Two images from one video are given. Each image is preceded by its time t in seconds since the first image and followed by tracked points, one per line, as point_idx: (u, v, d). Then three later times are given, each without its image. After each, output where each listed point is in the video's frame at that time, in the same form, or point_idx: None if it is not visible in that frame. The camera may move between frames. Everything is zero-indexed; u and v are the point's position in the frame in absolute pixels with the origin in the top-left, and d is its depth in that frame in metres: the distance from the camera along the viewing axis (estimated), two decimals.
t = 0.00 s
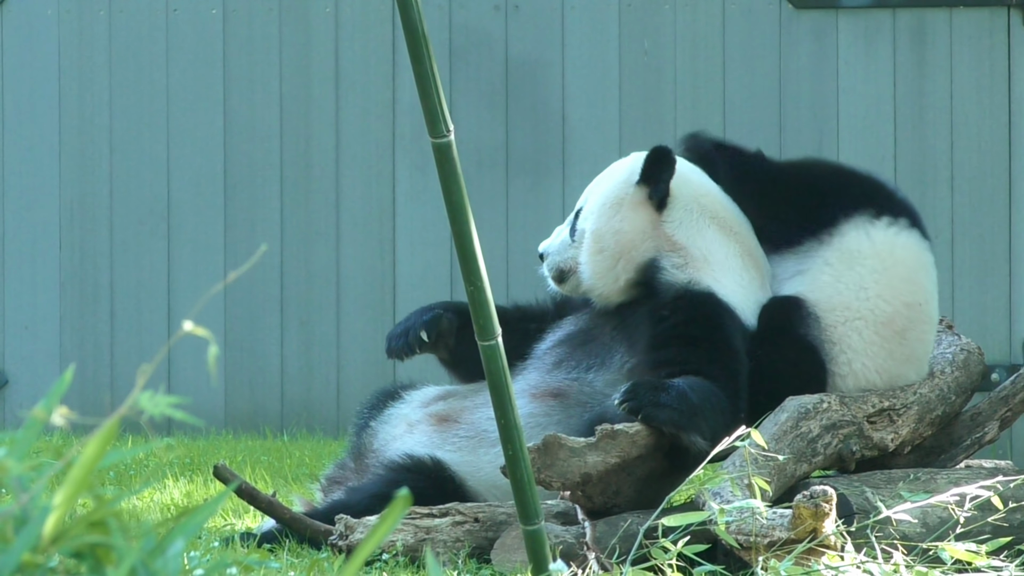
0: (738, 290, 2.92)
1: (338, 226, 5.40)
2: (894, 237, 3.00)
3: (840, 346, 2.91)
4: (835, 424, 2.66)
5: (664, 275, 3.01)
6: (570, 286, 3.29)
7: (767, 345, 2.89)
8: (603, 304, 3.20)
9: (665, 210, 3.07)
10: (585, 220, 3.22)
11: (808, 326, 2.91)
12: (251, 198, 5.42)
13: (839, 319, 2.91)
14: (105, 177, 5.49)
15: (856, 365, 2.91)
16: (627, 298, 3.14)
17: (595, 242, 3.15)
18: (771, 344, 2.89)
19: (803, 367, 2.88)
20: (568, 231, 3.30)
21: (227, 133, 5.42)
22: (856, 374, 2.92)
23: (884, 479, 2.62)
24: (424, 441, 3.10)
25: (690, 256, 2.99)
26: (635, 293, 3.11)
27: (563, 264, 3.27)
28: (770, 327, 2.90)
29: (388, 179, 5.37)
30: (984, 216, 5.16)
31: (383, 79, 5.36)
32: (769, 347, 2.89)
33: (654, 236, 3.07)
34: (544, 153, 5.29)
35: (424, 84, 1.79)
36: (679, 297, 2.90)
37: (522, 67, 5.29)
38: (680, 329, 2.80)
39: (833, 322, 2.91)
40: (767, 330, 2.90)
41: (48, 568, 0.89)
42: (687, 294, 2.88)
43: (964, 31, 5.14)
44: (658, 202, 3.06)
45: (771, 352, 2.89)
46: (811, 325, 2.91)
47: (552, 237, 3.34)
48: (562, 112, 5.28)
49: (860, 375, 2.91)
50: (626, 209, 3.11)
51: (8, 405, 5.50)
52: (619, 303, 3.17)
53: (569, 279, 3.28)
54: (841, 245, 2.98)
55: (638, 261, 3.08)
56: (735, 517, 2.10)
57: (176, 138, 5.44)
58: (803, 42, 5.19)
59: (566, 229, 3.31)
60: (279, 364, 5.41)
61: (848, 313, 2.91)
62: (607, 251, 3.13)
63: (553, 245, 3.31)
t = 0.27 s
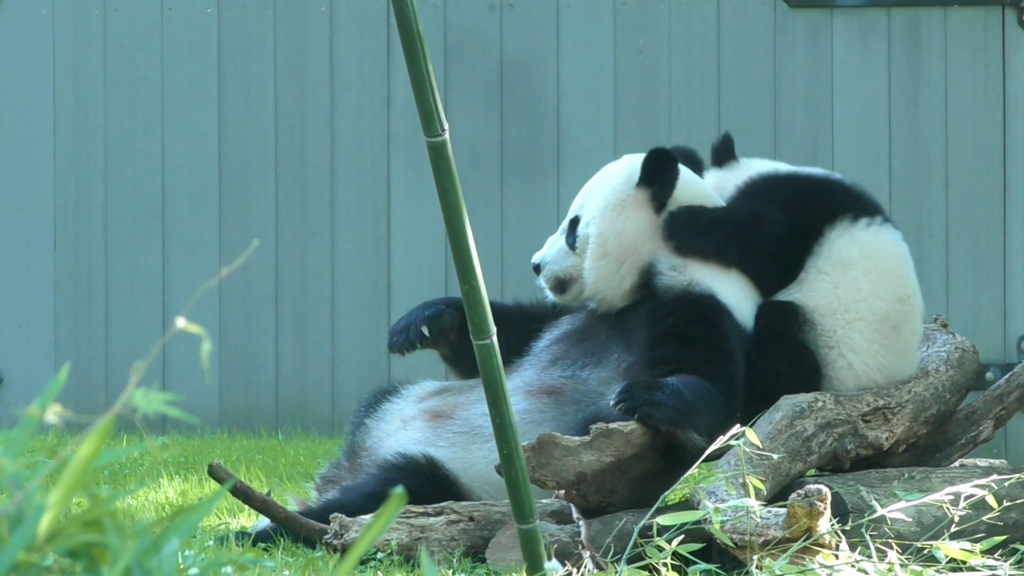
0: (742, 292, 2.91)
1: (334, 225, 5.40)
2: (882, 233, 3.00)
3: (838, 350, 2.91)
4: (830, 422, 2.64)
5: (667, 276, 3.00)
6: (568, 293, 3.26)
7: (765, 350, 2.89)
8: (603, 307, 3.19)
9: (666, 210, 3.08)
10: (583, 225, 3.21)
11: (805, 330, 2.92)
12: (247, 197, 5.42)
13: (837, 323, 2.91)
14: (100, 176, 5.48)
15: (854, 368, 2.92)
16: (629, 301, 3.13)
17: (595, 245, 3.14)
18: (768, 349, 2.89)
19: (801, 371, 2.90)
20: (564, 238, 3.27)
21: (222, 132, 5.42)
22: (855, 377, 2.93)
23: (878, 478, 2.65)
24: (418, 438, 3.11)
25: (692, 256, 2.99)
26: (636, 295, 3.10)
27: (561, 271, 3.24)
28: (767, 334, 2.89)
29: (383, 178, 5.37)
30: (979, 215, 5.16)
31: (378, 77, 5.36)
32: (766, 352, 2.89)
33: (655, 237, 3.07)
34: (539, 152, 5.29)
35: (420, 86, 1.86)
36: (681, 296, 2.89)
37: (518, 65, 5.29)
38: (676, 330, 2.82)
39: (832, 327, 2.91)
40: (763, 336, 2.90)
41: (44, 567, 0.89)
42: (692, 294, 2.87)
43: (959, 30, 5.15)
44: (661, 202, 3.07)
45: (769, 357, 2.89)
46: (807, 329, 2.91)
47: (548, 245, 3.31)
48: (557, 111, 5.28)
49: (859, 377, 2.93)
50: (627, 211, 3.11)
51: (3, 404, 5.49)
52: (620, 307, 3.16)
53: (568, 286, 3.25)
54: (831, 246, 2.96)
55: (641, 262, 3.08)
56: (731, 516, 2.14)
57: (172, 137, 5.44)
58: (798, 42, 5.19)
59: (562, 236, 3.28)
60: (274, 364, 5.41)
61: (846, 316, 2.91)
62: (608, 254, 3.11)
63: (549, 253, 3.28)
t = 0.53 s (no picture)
0: (725, 297, 2.95)
1: (317, 223, 5.39)
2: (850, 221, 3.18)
3: (837, 341, 3.03)
4: (812, 421, 2.67)
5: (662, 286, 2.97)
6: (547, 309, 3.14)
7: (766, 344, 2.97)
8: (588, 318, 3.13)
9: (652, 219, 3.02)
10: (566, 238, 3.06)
11: (803, 320, 3.02)
12: (230, 195, 5.42)
13: (836, 313, 3.03)
14: (84, 174, 5.48)
15: (850, 354, 3.05)
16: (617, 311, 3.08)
17: (585, 260, 3.02)
18: (771, 343, 2.98)
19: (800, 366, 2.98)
20: (542, 253, 3.10)
21: (206, 130, 5.42)
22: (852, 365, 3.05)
23: (862, 477, 2.64)
24: (401, 434, 3.08)
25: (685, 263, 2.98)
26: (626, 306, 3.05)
27: (545, 287, 3.08)
28: (770, 327, 2.99)
29: (367, 176, 5.37)
30: (963, 214, 5.17)
31: (362, 76, 5.35)
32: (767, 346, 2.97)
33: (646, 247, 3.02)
34: (523, 151, 5.30)
35: (404, 85, 1.88)
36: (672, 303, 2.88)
37: (501, 64, 5.29)
38: (663, 331, 2.84)
39: (832, 316, 3.03)
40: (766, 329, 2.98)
41: (26, 566, 0.90)
42: (682, 300, 2.87)
43: (943, 28, 5.15)
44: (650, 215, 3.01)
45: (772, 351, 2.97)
46: (808, 322, 3.02)
47: (522, 260, 3.12)
48: (541, 109, 5.29)
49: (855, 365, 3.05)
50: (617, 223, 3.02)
51: None
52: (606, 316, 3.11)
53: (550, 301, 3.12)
54: (815, 237, 3.09)
55: (633, 272, 3.03)
56: (714, 514, 2.17)
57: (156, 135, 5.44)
58: (782, 40, 5.19)
59: (539, 250, 3.11)
60: (257, 362, 5.41)
61: (843, 306, 3.04)
62: (600, 269, 3.02)
63: (529, 269, 3.09)
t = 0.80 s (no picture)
0: (709, 295, 2.95)
1: (297, 225, 5.39)
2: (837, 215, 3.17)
3: (831, 342, 3.05)
4: (792, 423, 2.66)
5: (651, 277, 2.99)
6: (537, 308, 3.15)
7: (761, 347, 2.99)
8: (580, 314, 3.13)
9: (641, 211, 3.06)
10: (555, 235, 3.07)
11: (800, 322, 3.04)
12: (210, 197, 5.42)
13: (827, 313, 3.06)
14: (63, 176, 5.48)
15: (847, 353, 3.07)
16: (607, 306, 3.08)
17: (575, 254, 3.04)
18: (768, 346, 2.99)
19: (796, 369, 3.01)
20: (531, 252, 3.11)
21: (186, 132, 5.42)
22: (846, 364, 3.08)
23: (842, 479, 2.64)
24: (379, 438, 3.08)
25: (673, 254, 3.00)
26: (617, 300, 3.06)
27: (536, 285, 3.09)
28: (767, 331, 3.00)
29: (347, 178, 5.37)
30: (942, 216, 5.18)
31: (341, 77, 5.34)
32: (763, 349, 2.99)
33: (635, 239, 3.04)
34: (504, 152, 5.31)
35: (384, 86, 1.88)
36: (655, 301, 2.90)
37: (481, 65, 5.29)
38: (644, 331, 2.86)
39: (824, 317, 3.05)
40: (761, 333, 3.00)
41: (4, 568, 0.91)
42: (664, 299, 2.89)
43: (922, 30, 5.15)
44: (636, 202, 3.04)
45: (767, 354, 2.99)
46: (802, 325, 3.04)
47: (511, 261, 3.12)
48: (521, 111, 5.29)
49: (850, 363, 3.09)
50: (605, 215, 3.04)
51: None
52: (597, 312, 3.11)
53: (541, 299, 3.12)
54: (806, 238, 3.08)
55: (623, 265, 3.04)
56: (693, 516, 2.17)
57: (135, 137, 5.44)
58: (761, 42, 5.19)
59: (527, 249, 3.12)
60: (237, 364, 5.41)
61: (834, 305, 3.07)
62: (591, 263, 3.04)
63: (519, 268, 3.10)
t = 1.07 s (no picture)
0: (698, 302, 2.96)
1: (279, 227, 5.39)
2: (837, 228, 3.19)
3: (835, 353, 3.03)
4: (775, 426, 2.67)
5: (644, 279, 3.00)
6: (528, 302, 3.15)
7: (761, 358, 3.00)
8: (568, 312, 3.13)
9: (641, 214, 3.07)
10: (553, 229, 3.08)
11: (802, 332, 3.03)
12: (192, 199, 5.43)
13: (830, 323, 3.05)
14: (46, 179, 5.49)
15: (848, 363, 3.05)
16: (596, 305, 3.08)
17: (571, 249, 3.05)
18: (768, 357, 3.00)
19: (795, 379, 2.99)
20: (527, 244, 3.11)
21: (168, 134, 5.43)
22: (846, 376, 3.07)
23: (824, 481, 2.64)
24: (363, 441, 3.10)
25: (669, 260, 3.01)
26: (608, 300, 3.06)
27: (528, 277, 3.10)
28: (768, 342, 3.01)
29: (328, 180, 5.36)
30: (924, 218, 5.18)
31: (324, 79, 5.34)
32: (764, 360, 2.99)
33: (632, 241, 3.05)
34: (486, 155, 5.31)
35: (366, 88, 1.87)
36: (644, 303, 2.90)
37: (464, 68, 5.30)
38: (629, 333, 2.86)
39: (827, 328, 3.05)
40: (762, 343, 3.01)
41: None
42: (653, 301, 2.90)
43: (905, 33, 5.15)
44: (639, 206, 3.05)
45: (767, 364, 2.99)
46: (806, 335, 3.03)
47: (505, 250, 3.13)
48: (503, 114, 5.30)
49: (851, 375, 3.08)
50: (604, 215, 3.05)
51: None
52: (585, 310, 3.11)
53: (532, 293, 3.13)
54: (804, 248, 3.10)
55: (618, 265, 3.05)
56: (676, 518, 2.18)
57: (118, 140, 5.45)
58: (744, 44, 5.20)
59: (523, 241, 3.12)
60: (219, 366, 5.41)
61: (836, 316, 3.07)
62: (587, 259, 3.04)
63: (513, 258, 3.10)
